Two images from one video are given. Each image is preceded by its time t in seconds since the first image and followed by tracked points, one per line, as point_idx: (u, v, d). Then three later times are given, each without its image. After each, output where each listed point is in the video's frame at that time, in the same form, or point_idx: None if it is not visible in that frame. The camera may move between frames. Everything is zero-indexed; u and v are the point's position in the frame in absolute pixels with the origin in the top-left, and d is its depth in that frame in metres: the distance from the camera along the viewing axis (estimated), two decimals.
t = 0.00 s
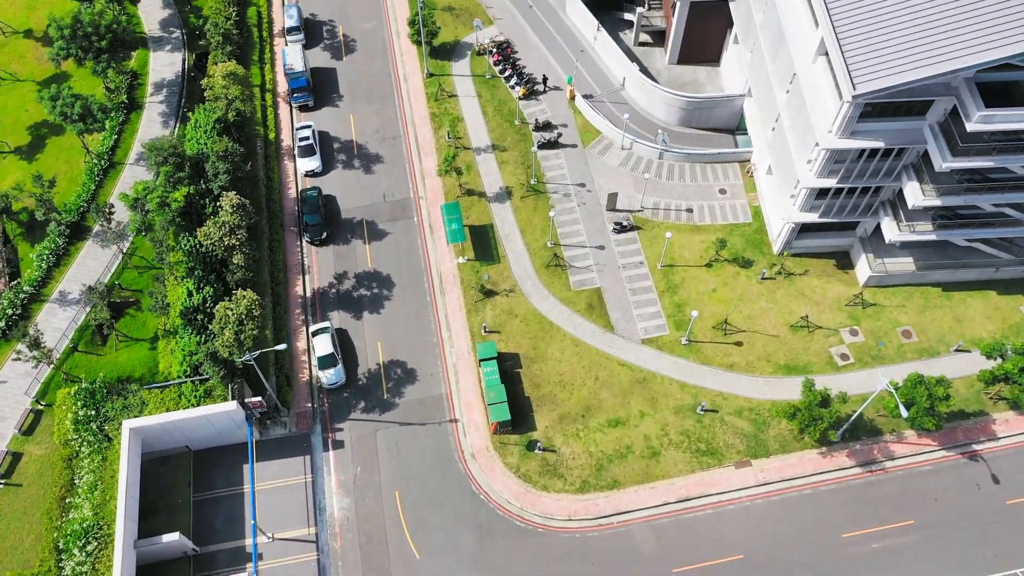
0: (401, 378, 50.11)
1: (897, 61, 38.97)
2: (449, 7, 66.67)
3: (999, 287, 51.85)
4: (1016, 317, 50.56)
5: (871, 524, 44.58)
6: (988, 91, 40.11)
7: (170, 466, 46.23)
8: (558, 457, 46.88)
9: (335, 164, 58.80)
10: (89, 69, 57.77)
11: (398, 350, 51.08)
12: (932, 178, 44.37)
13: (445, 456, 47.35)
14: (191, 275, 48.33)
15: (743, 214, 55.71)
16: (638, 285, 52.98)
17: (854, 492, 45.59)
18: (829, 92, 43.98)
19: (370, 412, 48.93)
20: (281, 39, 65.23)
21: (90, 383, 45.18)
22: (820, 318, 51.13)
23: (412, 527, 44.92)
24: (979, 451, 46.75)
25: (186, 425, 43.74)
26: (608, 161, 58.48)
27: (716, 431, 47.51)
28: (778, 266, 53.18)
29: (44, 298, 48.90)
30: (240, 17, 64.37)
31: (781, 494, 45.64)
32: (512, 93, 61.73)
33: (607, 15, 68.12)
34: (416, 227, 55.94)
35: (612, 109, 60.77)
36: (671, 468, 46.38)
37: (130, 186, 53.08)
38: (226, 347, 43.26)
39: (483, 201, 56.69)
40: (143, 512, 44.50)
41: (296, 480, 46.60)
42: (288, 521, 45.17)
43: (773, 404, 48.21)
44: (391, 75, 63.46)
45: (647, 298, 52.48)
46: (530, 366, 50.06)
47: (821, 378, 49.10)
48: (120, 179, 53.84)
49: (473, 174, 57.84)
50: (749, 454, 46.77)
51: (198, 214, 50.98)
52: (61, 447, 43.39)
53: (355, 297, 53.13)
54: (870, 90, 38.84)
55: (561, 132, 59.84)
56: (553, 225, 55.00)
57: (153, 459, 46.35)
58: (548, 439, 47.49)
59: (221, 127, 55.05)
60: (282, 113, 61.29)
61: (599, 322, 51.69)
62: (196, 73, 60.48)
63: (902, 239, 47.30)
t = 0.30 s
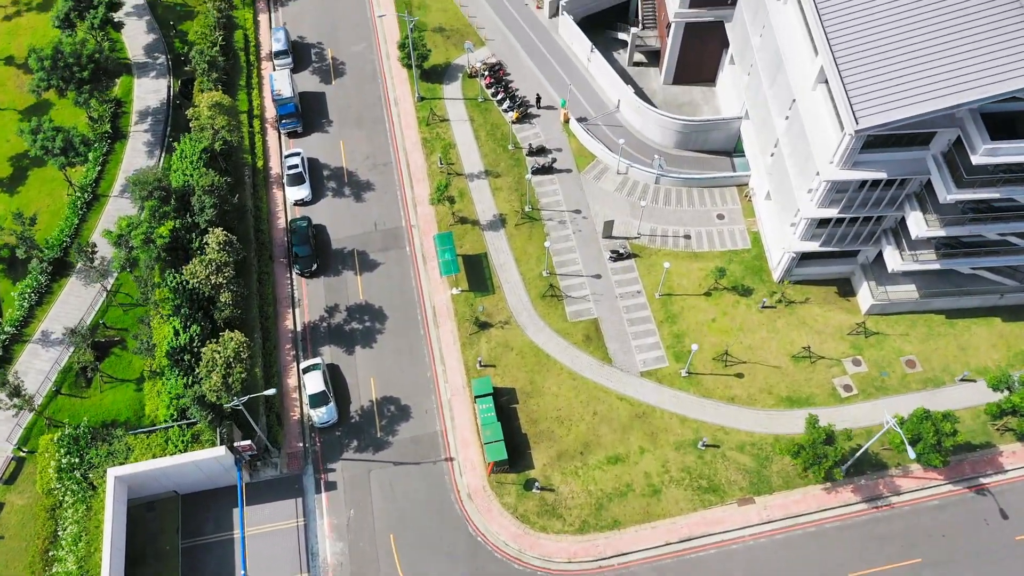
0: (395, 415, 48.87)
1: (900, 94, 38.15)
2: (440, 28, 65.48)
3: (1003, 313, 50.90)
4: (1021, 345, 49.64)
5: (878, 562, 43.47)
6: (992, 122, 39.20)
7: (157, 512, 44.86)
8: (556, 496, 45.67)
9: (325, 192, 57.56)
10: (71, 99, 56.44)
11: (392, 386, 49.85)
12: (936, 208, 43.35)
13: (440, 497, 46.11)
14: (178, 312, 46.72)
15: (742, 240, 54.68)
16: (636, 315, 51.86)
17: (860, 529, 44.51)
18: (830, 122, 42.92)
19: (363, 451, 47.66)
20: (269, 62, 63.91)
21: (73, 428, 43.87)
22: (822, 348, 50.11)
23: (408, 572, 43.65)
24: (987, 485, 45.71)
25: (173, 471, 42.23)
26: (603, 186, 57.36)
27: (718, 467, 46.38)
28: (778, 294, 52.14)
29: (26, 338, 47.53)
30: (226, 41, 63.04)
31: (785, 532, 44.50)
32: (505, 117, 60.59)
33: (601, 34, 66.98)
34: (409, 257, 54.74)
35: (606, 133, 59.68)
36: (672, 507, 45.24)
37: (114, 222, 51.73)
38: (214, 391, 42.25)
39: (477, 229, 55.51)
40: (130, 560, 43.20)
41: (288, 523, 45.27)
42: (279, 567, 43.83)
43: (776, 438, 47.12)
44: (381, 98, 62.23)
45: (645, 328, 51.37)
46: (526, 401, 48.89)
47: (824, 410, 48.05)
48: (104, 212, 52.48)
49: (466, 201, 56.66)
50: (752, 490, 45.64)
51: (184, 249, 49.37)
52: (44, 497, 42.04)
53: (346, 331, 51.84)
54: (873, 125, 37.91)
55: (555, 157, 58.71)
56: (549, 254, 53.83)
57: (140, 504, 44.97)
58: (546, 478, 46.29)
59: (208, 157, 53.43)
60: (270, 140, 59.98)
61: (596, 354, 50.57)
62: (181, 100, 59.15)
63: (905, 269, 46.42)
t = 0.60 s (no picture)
0: (390, 454, 47.63)
1: (905, 129, 37.23)
2: (431, 50, 64.37)
3: (1008, 341, 49.96)
4: None
5: None
6: (999, 154, 38.23)
7: (145, 560, 43.50)
8: (555, 537, 44.42)
9: (315, 222, 56.34)
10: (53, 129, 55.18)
11: (386, 423, 48.64)
12: (941, 240, 42.33)
13: (436, 539, 44.83)
14: (164, 352, 45.22)
15: (741, 267, 53.65)
16: (635, 347, 50.78)
17: (867, 567, 43.37)
18: (832, 153, 41.91)
19: (357, 492, 46.40)
20: (257, 87, 62.68)
21: (57, 476, 42.46)
22: (825, 379, 49.04)
23: None
24: (995, 519, 44.67)
25: (161, 519, 40.92)
26: (599, 212, 56.25)
27: (721, 505, 45.18)
28: (779, 322, 51.11)
29: (8, 381, 46.17)
30: (213, 66, 61.79)
31: (791, 572, 43.32)
32: (499, 142, 59.48)
33: (594, 54, 65.92)
34: (402, 288, 53.57)
35: (602, 157, 58.62)
36: (674, 547, 44.03)
37: (99, 258, 50.37)
38: (202, 439, 41.02)
39: (471, 259, 54.35)
40: None
41: (281, 569, 43.93)
42: None
43: (780, 474, 46.01)
44: (372, 123, 61.04)
45: (644, 360, 50.29)
46: (523, 438, 47.74)
47: (828, 444, 46.96)
48: (88, 247, 51.11)
49: (459, 229, 55.48)
50: (756, 529, 44.43)
51: (170, 285, 47.94)
52: (27, 549, 40.54)
53: (338, 366, 50.60)
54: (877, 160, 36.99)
55: (550, 182, 57.55)
56: (545, 284, 52.70)
57: (127, 552, 43.59)
58: (545, 518, 45.06)
59: (195, 188, 52.36)
60: (259, 167, 58.73)
61: (595, 388, 49.46)
62: (167, 128, 57.86)
63: (909, 299, 45.41)
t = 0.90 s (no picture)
0: (384, 494, 46.35)
1: (909, 166, 36.47)
2: (422, 72, 63.25)
3: (1014, 368, 49.03)
4: None
5: None
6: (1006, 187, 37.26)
7: None
8: None
9: (306, 252, 55.12)
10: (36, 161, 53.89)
11: (380, 462, 47.36)
12: (946, 272, 41.27)
13: None
14: (152, 394, 44.08)
15: (741, 295, 52.59)
16: (634, 379, 49.69)
17: None
18: (835, 184, 40.92)
19: (351, 535, 45.03)
20: (245, 112, 61.43)
21: (41, 526, 41.17)
22: (828, 410, 47.99)
23: None
24: (1004, 555, 43.64)
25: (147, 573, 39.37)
26: (596, 239, 55.13)
27: (724, 544, 43.94)
28: (781, 352, 50.09)
29: None
30: (199, 91, 60.55)
31: None
32: (492, 166, 58.37)
33: (588, 74, 64.83)
34: (395, 320, 52.40)
35: (598, 182, 57.59)
36: None
37: (83, 295, 49.07)
38: (191, 488, 39.83)
39: (466, 289, 53.19)
40: None
41: None
42: None
43: (784, 510, 44.90)
44: (363, 149, 59.83)
45: (644, 393, 49.20)
46: (521, 475, 46.55)
47: (833, 478, 45.88)
48: (72, 283, 49.77)
49: (453, 258, 54.34)
50: (761, 568, 43.19)
51: (157, 324, 46.64)
52: None
53: (331, 403, 49.34)
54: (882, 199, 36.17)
55: (545, 208, 56.40)
56: (541, 314, 51.55)
57: None
58: (544, 560, 43.80)
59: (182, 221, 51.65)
60: (247, 196, 57.46)
61: (594, 422, 48.34)
62: (153, 157, 56.58)
63: (914, 330, 44.35)
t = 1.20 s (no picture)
0: (380, 536, 45.04)
1: (916, 203, 35.36)
2: (414, 95, 62.12)
3: (1021, 398, 48.11)
4: None
5: None
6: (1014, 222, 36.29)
7: None
8: None
9: (297, 283, 53.88)
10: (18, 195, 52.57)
11: (375, 503, 46.07)
12: (954, 305, 40.23)
13: None
14: (139, 439, 42.86)
15: (742, 323, 51.57)
16: (634, 413, 48.59)
17: None
18: (838, 217, 39.94)
19: None
20: (233, 139, 60.15)
21: None
22: (833, 443, 46.96)
23: None
24: None
25: None
26: (593, 266, 54.04)
27: None
28: (784, 383, 49.08)
29: None
30: (185, 118, 59.24)
31: None
32: (486, 192, 57.23)
33: (583, 95, 63.75)
34: (389, 354, 51.20)
35: (594, 207, 56.57)
36: None
37: (67, 335, 47.76)
38: (179, 539, 38.54)
39: (461, 320, 52.04)
40: None
41: None
42: None
43: (790, 548, 43.77)
44: (354, 175, 58.65)
45: (645, 427, 48.09)
46: (520, 515, 45.35)
47: (839, 513, 44.80)
48: (56, 322, 48.46)
49: (448, 288, 53.19)
50: None
51: (144, 365, 45.44)
52: None
53: (324, 442, 48.08)
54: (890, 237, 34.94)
55: (541, 235, 55.26)
56: (538, 347, 50.41)
57: None
58: None
59: (168, 254, 50.22)
60: (236, 226, 56.16)
61: (593, 458, 47.20)
62: (139, 188, 55.25)
63: (920, 362, 43.45)
